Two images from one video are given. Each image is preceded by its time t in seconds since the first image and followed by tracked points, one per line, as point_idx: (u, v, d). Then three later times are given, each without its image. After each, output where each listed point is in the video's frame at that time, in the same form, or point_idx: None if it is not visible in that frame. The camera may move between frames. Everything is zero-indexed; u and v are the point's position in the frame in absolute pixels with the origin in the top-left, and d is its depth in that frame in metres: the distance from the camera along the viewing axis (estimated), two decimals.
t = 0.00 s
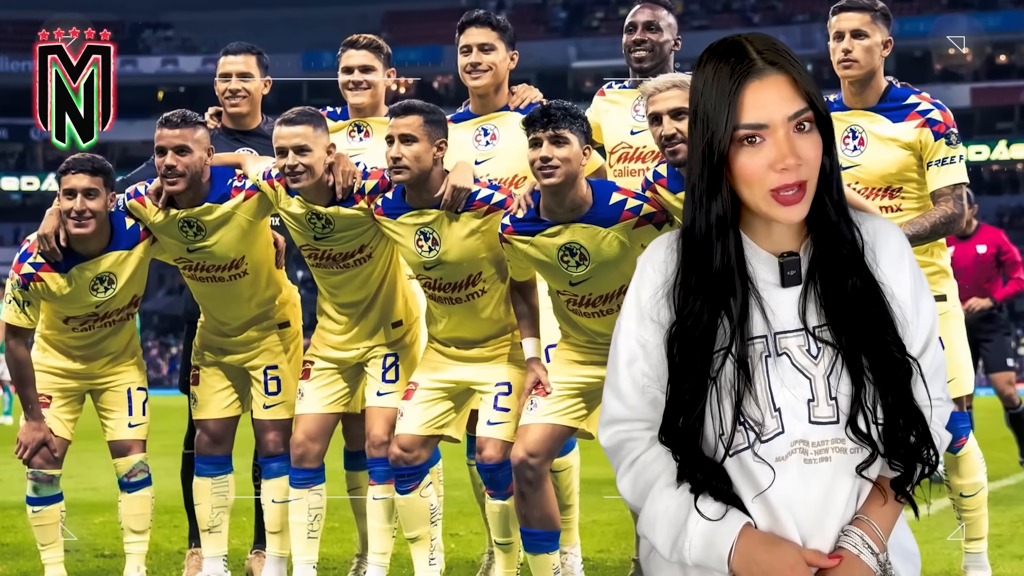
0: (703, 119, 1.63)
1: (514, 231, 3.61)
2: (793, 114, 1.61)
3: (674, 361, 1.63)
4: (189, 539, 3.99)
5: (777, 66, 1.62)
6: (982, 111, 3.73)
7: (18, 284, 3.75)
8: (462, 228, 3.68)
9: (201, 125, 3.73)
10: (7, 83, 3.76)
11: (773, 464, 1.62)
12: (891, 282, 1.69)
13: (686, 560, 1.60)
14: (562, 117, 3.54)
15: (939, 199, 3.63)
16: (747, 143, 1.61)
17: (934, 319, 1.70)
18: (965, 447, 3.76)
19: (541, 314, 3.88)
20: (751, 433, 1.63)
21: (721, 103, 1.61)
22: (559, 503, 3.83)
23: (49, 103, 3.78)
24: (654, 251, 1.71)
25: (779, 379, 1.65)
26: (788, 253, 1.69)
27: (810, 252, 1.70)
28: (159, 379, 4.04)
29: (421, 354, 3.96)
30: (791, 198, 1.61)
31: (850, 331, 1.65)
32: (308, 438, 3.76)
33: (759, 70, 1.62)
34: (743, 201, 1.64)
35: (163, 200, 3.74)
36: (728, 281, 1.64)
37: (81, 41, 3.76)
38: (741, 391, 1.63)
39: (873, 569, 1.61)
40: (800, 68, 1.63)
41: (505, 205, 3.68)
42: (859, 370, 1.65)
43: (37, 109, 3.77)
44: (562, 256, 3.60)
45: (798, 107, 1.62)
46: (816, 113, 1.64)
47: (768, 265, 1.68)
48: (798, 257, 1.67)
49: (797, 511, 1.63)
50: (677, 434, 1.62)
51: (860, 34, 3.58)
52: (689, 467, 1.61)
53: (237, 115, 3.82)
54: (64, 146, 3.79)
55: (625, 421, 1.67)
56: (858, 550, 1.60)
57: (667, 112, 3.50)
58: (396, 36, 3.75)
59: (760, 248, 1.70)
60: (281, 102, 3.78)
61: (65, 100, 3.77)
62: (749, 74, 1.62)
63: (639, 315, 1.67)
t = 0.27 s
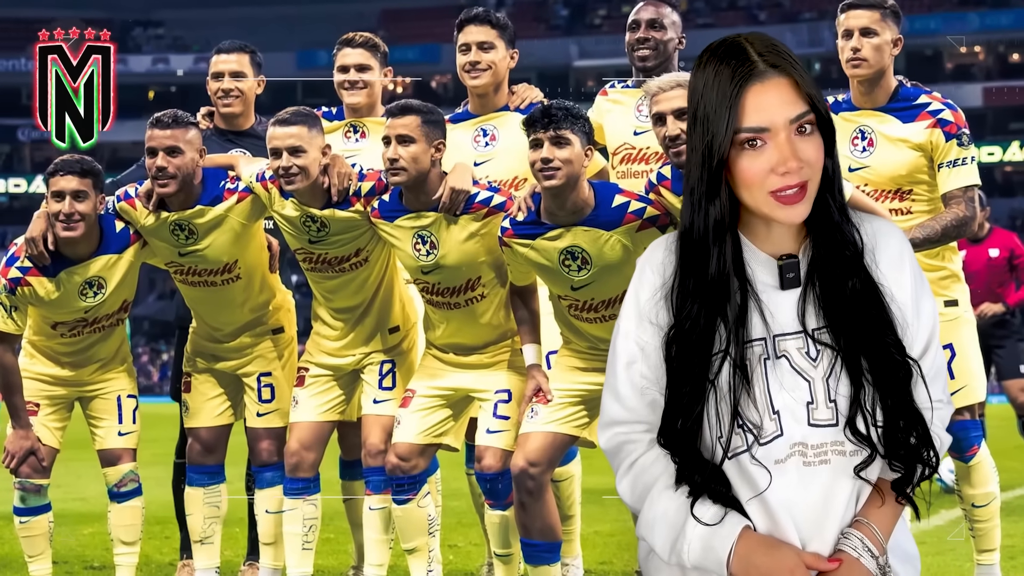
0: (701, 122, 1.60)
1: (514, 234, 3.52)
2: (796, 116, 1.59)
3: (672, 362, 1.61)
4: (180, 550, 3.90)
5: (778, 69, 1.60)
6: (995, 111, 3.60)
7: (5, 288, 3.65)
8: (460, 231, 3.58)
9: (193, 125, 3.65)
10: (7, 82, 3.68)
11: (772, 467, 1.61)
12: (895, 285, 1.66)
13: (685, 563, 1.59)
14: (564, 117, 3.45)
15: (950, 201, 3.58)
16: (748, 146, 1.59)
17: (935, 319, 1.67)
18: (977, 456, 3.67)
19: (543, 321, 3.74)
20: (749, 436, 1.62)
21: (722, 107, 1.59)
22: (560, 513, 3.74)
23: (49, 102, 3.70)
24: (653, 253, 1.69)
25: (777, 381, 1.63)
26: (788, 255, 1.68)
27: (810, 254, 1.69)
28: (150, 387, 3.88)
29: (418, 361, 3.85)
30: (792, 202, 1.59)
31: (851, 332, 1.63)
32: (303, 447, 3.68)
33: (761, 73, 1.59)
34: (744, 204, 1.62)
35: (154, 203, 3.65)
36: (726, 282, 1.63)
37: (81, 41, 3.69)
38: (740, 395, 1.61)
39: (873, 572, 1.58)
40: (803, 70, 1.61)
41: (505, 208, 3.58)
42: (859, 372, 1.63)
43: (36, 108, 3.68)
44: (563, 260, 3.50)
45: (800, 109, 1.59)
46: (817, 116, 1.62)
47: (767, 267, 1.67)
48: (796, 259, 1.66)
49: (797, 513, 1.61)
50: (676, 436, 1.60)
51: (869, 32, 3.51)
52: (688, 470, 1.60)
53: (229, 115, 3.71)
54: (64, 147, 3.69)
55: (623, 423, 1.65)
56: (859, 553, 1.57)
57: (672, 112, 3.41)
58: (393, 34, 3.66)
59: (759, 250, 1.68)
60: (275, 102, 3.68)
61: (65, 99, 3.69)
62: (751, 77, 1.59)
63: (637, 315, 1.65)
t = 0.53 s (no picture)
0: (703, 107, 1.63)
1: (514, 238, 3.43)
2: (795, 99, 1.62)
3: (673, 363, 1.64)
4: (172, 562, 3.81)
5: (776, 54, 1.63)
6: (1008, 111, 3.51)
7: None
8: (459, 235, 3.49)
9: (185, 126, 3.54)
10: None
11: (771, 468, 1.63)
12: (894, 287, 1.68)
13: (683, 564, 1.61)
14: (566, 118, 3.37)
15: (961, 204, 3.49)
16: (748, 131, 1.62)
17: (935, 321, 1.69)
18: (989, 466, 3.57)
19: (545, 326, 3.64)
20: (748, 437, 1.64)
21: (722, 91, 1.62)
22: (561, 523, 3.64)
23: (49, 101, 3.59)
24: (653, 253, 1.72)
25: (776, 383, 1.64)
26: (788, 256, 1.69)
27: (811, 255, 1.70)
28: (140, 395, 3.79)
29: (416, 368, 3.75)
30: (794, 184, 1.61)
31: (851, 334, 1.65)
32: (298, 456, 3.60)
33: (759, 58, 1.63)
34: (747, 192, 1.63)
35: (145, 205, 3.56)
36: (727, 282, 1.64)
37: (82, 41, 3.57)
38: (739, 395, 1.63)
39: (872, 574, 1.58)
40: (800, 56, 1.64)
41: (505, 211, 3.50)
42: (857, 375, 1.64)
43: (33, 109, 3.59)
44: (564, 264, 3.41)
45: (799, 93, 1.62)
46: (816, 101, 1.64)
47: (767, 269, 1.68)
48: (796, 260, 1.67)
49: (796, 515, 1.62)
50: (676, 436, 1.63)
51: (878, 31, 3.43)
52: (687, 471, 1.62)
53: (221, 115, 3.58)
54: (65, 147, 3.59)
55: (622, 424, 1.68)
56: (858, 554, 1.58)
57: (676, 113, 3.33)
58: (390, 32, 3.58)
59: (759, 250, 1.69)
60: (269, 102, 3.57)
61: (65, 99, 3.58)
62: (749, 63, 1.63)
63: (636, 317, 1.68)
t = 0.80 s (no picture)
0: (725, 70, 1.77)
1: (514, 241, 3.34)
2: (806, 78, 1.73)
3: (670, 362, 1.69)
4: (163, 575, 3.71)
5: (799, 41, 1.77)
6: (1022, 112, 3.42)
7: None
8: (458, 238, 3.40)
9: (177, 127, 3.47)
10: None
11: (768, 467, 1.66)
12: (891, 284, 1.76)
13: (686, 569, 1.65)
14: (567, 119, 3.29)
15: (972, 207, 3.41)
16: (756, 99, 1.72)
17: (931, 320, 1.76)
18: (1001, 475, 3.47)
19: (546, 332, 3.54)
20: (743, 435, 1.67)
21: (743, 60, 1.75)
22: (563, 534, 3.55)
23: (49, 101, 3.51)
24: (644, 253, 1.76)
25: (772, 380, 1.69)
26: (781, 250, 1.73)
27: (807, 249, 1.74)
28: (130, 403, 3.65)
29: (413, 375, 3.65)
30: (784, 151, 1.69)
31: (845, 331, 1.70)
32: (292, 465, 3.52)
33: (780, 39, 1.76)
34: (740, 158, 1.72)
35: (135, 208, 3.47)
36: (719, 279, 1.70)
37: (82, 41, 3.49)
38: (736, 394, 1.68)
39: None
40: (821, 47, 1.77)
41: (505, 214, 3.41)
42: (854, 374, 1.69)
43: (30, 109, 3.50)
44: (565, 269, 3.32)
45: (811, 75, 1.74)
46: (828, 92, 1.74)
47: (762, 263, 1.73)
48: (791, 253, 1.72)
49: (794, 515, 1.66)
50: (674, 432, 1.67)
51: (887, 29, 3.35)
52: (683, 469, 1.66)
53: (214, 116, 3.50)
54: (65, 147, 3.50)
55: (618, 426, 1.71)
56: (861, 557, 1.63)
57: (680, 113, 3.25)
58: (387, 31, 3.49)
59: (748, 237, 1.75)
60: (263, 103, 3.49)
61: (65, 99, 3.50)
62: (768, 42, 1.77)
63: (630, 316, 1.72)
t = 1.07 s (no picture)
0: (734, 75, 1.72)
1: (514, 245, 3.26)
2: (815, 93, 1.69)
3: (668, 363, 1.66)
4: None
5: (811, 53, 1.73)
6: None
7: None
8: (456, 242, 3.32)
9: (168, 128, 3.38)
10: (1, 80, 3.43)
11: (764, 462, 1.61)
12: (885, 267, 1.69)
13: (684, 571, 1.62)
14: (568, 120, 3.21)
15: (984, 211, 3.32)
16: (764, 106, 1.69)
17: (933, 297, 1.66)
18: (1012, 485, 3.38)
19: (546, 338, 3.47)
20: (739, 430, 1.63)
21: (754, 66, 1.71)
22: (564, 545, 3.46)
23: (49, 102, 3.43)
24: (650, 258, 1.75)
25: (766, 375, 1.64)
26: (770, 250, 1.70)
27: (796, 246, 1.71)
28: (122, 411, 3.59)
29: (411, 382, 3.57)
30: (788, 163, 1.66)
31: (839, 322, 1.65)
32: (287, 475, 3.44)
33: (791, 48, 1.72)
34: (743, 163, 1.69)
35: (126, 211, 3.39)
36: (716, 279, 1.68)
37: (82, 41, 3.40)
38: (729, 389, 1.64)
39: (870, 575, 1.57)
40: (832, 61, 1.72)
41: (505, 217, 3.32)
42: (847, 365, 1.64)
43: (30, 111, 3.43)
44: (567, 273, 3.24)
45: (819, 89, 1.69)
46: (833, 107, 1.71)
47: (756, 264, 1.70)
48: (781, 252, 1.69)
49: (789, 512, 1.60)
50: (671, 433, 1.64)
51: (896, 28, 3.27)
52: (680, 465, 1.63)
53: (208, 117, 3.41)
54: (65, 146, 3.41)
55: (626, 431, 1.70)
56: (852, 557, 1.57)
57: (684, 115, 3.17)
58: (384, 30, 3.40)
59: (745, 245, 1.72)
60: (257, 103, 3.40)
61: (65, 99, 3.41)
62: (779, 49, 1.72)
63: (632, 321, 1.71)
